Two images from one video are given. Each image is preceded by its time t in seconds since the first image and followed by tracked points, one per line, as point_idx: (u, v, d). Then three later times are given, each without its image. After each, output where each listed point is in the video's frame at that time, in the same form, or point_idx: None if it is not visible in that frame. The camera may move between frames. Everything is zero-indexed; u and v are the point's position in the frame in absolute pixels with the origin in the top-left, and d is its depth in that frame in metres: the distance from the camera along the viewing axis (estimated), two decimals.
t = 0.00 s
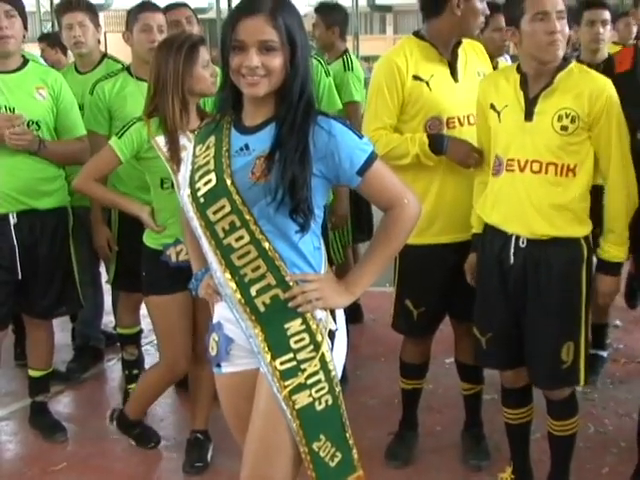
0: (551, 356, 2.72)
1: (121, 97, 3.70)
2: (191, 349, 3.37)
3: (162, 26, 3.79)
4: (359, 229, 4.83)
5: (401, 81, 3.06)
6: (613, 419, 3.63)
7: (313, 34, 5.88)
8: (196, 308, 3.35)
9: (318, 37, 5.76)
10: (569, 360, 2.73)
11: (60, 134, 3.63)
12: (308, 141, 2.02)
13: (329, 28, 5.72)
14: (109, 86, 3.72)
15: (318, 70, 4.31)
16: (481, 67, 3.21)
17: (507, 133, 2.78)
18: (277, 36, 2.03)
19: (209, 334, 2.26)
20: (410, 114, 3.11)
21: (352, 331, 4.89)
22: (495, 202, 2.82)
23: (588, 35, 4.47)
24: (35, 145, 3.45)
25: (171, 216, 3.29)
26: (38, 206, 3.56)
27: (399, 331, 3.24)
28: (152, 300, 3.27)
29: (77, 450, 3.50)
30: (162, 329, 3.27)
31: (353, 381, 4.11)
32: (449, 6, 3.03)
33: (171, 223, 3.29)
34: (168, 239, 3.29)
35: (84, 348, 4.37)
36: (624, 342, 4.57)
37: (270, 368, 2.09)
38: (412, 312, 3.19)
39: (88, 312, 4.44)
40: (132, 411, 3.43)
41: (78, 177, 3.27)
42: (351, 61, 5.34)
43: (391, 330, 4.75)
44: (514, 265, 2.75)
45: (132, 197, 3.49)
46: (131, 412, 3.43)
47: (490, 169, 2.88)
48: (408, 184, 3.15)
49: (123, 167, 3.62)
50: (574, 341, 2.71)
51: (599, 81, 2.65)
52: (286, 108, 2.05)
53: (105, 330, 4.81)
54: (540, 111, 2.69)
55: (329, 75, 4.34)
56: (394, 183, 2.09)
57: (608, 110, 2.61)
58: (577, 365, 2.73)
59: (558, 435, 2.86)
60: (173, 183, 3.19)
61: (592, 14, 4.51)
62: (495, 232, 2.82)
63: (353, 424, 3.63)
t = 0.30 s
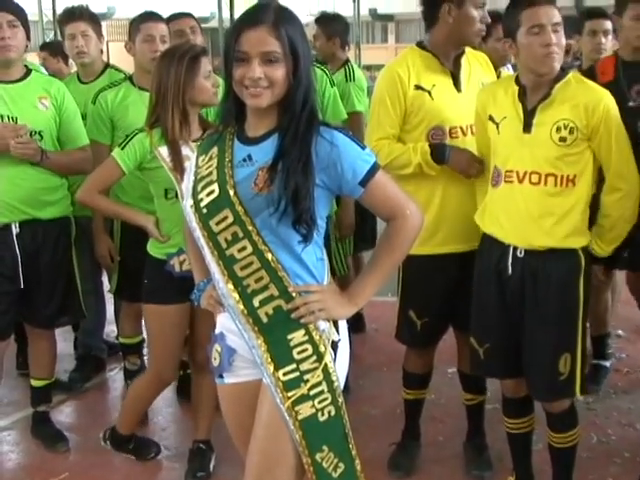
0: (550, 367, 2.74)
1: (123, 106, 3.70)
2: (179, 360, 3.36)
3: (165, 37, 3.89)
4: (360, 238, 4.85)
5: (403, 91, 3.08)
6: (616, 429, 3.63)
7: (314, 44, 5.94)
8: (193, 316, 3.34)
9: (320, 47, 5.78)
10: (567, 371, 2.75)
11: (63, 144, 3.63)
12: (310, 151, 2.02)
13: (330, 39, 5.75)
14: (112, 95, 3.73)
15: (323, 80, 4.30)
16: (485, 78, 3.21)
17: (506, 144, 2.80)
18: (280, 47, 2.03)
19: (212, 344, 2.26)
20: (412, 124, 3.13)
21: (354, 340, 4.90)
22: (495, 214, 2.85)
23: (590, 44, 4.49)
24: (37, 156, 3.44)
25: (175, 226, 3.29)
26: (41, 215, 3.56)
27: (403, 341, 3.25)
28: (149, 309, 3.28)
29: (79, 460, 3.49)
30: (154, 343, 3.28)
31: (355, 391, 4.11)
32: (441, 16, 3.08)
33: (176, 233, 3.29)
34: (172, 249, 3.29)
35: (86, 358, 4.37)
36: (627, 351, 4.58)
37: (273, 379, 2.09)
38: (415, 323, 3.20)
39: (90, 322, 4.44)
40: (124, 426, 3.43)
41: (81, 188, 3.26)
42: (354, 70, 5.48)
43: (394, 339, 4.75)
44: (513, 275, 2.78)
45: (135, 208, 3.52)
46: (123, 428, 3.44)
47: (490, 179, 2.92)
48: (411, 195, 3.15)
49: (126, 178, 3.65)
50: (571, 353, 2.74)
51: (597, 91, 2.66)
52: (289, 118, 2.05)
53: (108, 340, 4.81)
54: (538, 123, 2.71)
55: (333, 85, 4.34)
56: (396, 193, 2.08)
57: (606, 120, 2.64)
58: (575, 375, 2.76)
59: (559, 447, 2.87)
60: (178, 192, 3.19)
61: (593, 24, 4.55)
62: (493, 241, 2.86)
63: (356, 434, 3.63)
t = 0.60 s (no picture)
0: (547, 384, 2.77)
1: (122, 122, 3.71)
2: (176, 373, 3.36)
3: (165, 52, 3.91)
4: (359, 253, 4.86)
5: (401, 104, 3.11)
6: (617, 443, 3.62)
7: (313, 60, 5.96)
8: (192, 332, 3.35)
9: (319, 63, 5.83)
10: (564, 388, 2.78)
11: (63, 160, 3.63)
12: (309, 169, 2.02)
13: (328, 53, 5.77)
14: (111, 111, 3.74)
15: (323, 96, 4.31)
16: (485, 93, 3.25)
17: (501, 161, 2.83)
18: (280, 64, 2.04)
19: (211, 360, 2.26)
20: (411, 137, 3.15)
21: (354, 354, 4.89)
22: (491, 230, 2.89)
23: (587, 58, 4.52)
24: (36, 173, 3.43)
25: (173, 242, 3.27)
26: (40, 231, 3.55)
27: (403, 357, 3.25)
28: (146, 324, 3.28)
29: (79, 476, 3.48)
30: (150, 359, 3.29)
31: (355, 407, 4.10)
32: (432, 31, 3.15)
33: (174, 249, 3.27)
34: (169, 264, 3.28)
35: (85, 373, 4.36)
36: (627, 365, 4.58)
37: (273, 395, 2.08)
38: (415, 338, 3.21)
39: (90, 337, 4.44)
40: (124, 436, 3.43)
41: (80, 203, 3.24)
42: (353, 83, 5.52)
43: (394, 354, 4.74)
44: (509, 290, 2.82)
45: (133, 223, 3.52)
46: (123, 437, 3.44)
47: (486, 195, 2.93)
48: (410, 210, 3.16)
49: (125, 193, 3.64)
50: (570, 370, 2.77)
51: (593, 111, 2.71)
52: (288, 135, 2.05)
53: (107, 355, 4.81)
54: (534, 140, 2.74)
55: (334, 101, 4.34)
56: (396, 208, 2.09)
57: (600, 139, 2.68)
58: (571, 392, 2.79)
59: (558, 465, 2.88)
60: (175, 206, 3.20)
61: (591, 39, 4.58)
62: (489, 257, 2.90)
63: (356, 450, 3.62)
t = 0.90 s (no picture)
0: (533, 394, 2.77)
1: (120, 132, 3.72)
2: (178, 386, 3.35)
3: (162, 62, 3.85)
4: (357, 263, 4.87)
5: (398, 112, 3.13)
6: (616, 453, 3.64)
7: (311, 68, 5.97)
8: (191, 342, 3.34)
9: (318, 71, 5.83)
10: (551, 397, 2.79)
11: (61, 170, 3.62)
12: (308, 180, 2.02)
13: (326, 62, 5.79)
14: (109, 121, 3.74)
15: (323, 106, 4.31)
16: (483, 103, 3.25)
17: (496, 171, 2.91)
18: (278, 75, 2.04)
19: (210, 371, 2.27)
20: (408, 146, 3.17)
21: (352, 363, 4.90)
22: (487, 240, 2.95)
23: (584, 67, 4.53)
24: (36, 183, 3.44)
25: (169, 252, 3.27)
26: (38, 241, 3.55)
27: (400, 366, 3.28)
28: (146, 336, 3.26)
29: None
30: (154, 368, 3.25)
31: (354, 416, 4.10)
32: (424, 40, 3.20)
33: (169, 260, 3.27)
34: (164, 275, 3.27)
35: (83, 383, 4.36)
36: (626, 374, 4.59)
37: (272, 406, 2.08)
38: (412, 348, 3.23)
39: (88, 347, 4.44)
40: (134, 436, 3.44)
41: (76, 211, 3.25)
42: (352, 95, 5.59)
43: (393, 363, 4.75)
44: (502, 298, 2.89)
45: (130, 233, 3.51)
46: (133, 437, 3.45)
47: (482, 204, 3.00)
48: (407, 217, 3.20)
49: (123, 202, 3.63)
50: (557, 380, 2.79)
51: (587, 125, 2.76)
52: (287, 147, 2.05)
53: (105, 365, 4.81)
54: (527, 150, 2.81)
55: (332, 111, 4.35)
56: (394, 220, 2.09)
57: (592, 152, 2.74)
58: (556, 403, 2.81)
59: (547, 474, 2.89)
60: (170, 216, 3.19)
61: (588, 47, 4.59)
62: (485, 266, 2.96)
63: (355, 460, 3.61)
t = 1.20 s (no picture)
0: (502, 395, 2.79)
1: (119, 141, 3.73)
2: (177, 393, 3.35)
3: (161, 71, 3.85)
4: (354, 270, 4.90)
5: (395, 120, 3.14)
6: (615, 461, 3.67)
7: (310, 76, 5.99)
8: (189, 353, 3.32)
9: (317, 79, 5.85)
10: (523, 400, 2.79)
11: (59, 179, 3.62)
12: (309, 189, 2.04)
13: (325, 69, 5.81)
14: (107, 130, 3.76)
15: (322, 114, 4.31)
16: (480, 110, 3.27)
17: (491, 179, 2.95)
18: (277, 85, 2.05)
19: (208, 380, 2.27)
20: (406, 153, 3.18)
21: (350, 371, 4.90)
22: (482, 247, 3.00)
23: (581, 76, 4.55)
24: (37, 192, 3.45)
25: (166, 261, 3.26)
26: (37, 249, 3.55)
27: (393, 373, 3.30)
28: (145, 345, 3.26)
29: None
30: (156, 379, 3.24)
31: (352, 424, 4.10)
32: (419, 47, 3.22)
33: (165, 269, 3.26)
34: (161, 284, 3.27)
35: (82, 392, 4.35)
36: (625, 381, 4.63)
37: (271, 415, 2.09)
38: (405, 355, 3.24)
39: (87, 355, 4.43)
40: (156, 439, 3.43)
41: (73, 218, 3.25)
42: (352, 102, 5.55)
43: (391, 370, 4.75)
44: (496, 304, 2.91)
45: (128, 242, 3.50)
46: (155, 440, 3.43)
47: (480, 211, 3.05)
48: (403, 224, 3.20)
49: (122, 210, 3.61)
50: (529, 383, 2.79)
51: (578, 135, 2.77)
52: (286, 157, 2.07)
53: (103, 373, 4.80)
54: (519, 160, 2.85)
55: (332, 120, 4.33)
56: (394, 230, 2.12)
57: (583, 164, 2.75)
58: (529, 407, 2.80)
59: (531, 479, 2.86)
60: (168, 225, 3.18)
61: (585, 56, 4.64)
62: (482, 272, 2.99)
63: (353, 468, 3.62)
